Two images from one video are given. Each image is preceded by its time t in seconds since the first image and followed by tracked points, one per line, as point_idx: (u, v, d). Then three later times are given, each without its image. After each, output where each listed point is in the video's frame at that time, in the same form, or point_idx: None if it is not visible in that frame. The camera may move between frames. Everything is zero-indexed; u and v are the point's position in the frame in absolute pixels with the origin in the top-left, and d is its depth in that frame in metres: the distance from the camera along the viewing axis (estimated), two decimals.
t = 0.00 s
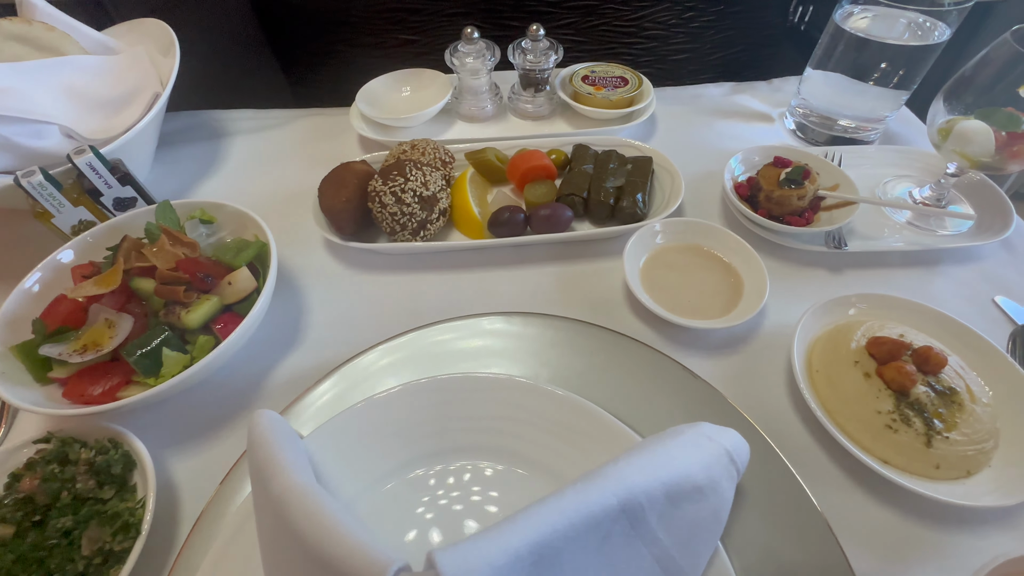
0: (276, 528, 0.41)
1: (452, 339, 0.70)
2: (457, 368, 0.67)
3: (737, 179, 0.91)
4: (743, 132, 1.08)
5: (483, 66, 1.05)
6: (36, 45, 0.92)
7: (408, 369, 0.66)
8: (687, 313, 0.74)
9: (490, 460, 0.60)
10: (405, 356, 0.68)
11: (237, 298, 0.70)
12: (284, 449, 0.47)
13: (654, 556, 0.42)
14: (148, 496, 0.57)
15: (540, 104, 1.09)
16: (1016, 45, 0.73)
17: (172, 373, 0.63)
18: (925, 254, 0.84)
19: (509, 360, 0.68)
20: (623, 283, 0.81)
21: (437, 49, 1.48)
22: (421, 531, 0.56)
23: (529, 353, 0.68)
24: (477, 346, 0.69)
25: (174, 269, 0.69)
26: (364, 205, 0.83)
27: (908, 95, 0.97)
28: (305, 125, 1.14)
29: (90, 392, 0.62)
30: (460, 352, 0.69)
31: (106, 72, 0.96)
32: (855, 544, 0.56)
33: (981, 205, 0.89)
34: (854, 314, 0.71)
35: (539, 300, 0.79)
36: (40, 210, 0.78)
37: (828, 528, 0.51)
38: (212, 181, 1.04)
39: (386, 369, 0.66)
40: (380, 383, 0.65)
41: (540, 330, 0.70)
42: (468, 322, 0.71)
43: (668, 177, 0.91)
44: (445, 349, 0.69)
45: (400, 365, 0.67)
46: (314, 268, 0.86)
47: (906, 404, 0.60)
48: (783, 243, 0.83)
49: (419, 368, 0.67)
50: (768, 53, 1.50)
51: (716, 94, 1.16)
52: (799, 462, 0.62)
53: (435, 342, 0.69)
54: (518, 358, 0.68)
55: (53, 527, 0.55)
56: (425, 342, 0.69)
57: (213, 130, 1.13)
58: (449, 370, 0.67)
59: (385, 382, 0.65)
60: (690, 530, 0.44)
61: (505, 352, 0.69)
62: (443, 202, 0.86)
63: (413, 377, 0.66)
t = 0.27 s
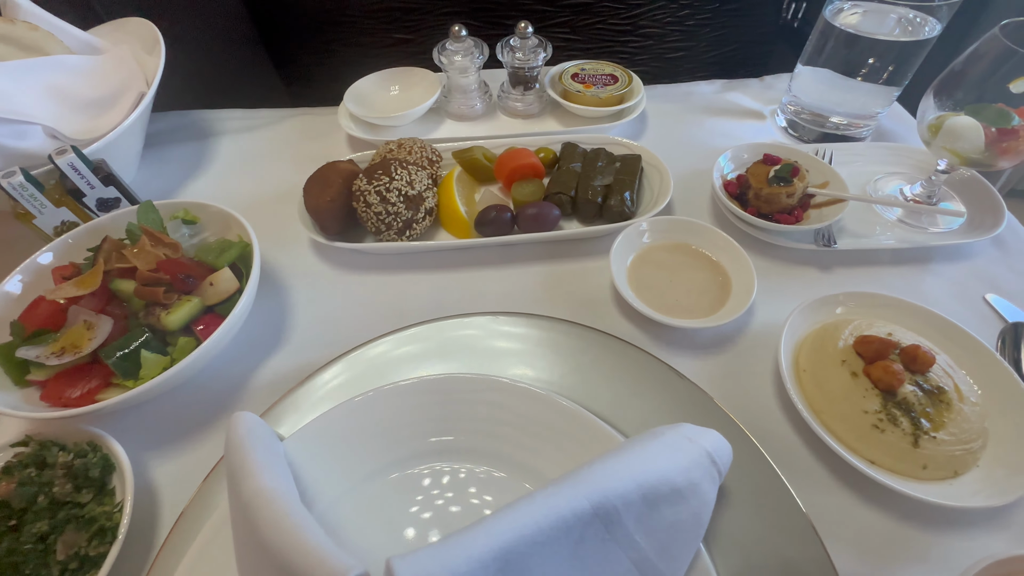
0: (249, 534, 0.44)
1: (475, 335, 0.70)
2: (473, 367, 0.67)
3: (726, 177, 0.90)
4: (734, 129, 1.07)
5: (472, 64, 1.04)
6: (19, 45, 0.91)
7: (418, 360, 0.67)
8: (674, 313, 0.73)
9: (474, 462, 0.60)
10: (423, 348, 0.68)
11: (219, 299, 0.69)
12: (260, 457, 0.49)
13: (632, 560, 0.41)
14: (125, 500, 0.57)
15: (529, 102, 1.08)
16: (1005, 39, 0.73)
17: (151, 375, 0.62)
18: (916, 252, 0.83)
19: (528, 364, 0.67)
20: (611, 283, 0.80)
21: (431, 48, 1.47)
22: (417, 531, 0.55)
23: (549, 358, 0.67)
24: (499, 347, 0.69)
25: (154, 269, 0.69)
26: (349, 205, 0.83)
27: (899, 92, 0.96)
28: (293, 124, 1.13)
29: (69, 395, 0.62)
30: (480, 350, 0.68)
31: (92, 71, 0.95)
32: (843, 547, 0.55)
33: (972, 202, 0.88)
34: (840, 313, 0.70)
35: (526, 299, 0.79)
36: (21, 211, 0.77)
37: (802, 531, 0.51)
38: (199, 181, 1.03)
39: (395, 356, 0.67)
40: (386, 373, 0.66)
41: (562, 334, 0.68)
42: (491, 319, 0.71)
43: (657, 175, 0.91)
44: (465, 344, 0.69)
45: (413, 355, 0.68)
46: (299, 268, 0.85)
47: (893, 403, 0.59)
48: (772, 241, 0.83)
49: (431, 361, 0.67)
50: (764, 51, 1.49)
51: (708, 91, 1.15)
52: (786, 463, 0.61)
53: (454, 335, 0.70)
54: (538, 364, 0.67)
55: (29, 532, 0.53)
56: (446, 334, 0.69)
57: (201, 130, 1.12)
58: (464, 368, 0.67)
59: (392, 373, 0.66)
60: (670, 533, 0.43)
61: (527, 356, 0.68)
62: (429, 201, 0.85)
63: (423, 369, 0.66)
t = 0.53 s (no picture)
0: (218, 536, 0.44)
1: (488, 337, 0.69)
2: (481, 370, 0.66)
3: (713, 176, 0.90)
4: (724, 128, 1.06)
5: (460, 63, 1.04)
6: (4, 46, 0.91)
7: (424, 357, 0.68)
8: (658, 313, 0.73)
9: (455, 462, 0.59)
10: (432, 346, 0.69)
11: (202, 301, 0.69)
12: (235, 458, 0.49)
13: (606, 560, 0.41)
14: (104, 502, 0.57)
15: (518, 102, 1.08)
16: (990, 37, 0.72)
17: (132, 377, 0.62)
18: (904, 250, 0.83)
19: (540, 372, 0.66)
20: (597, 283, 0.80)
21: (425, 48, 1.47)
22: (397, 532, 0.55)
23: (560, 365, 0.66)
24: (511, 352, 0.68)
25: (136, 271, 0.69)
26: (334, 205, 0.83)
27: (887, 90, 0.96)
28: (282, 125, 1.13)
29: (48, 398, 0.61)
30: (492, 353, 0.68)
31: (78, 72, 0.94)
32: (825, 547, 0.55)
33: (960, 200, 0.88)
34: (825, 313, 0.70)
35: (511, 300, 0.78)
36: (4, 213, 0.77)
37: (782, 533, 0.51)
38: (187, 182, 1.03)
39: (402, 351, 0.68)
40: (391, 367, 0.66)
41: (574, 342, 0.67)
42: (505, 322, 0.70)
43: (644, 175, 0.90)
44: (477, 345, 0.69)
45: (420, 352, 0.68)
46: (285, 269, 0.85)
47: (876, 403, 0.59)
48: (759, 240, 0.82)
49: (438, 359, 0.67)
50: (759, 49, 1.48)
51: (698, 89, 1.14)
52: (769, 463, 0.61)
53: (466, 335, 0.70)
54: (551, 373, 0.65)
55: (7, 536, 0.52)
56: (459, 333, 0.69)
57: (189, 131, 1.12)
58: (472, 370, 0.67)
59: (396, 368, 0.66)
60: (646, 535, 0.42)
61: (541, 364, 0.66)
62: (415, 202, 0.85)
63: (428, 367, 0.67)
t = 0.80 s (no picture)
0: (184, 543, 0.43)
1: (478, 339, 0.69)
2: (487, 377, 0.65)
3: (701, 175, 0.89)
4: (714, 126, 1.06)
5: (447, 62, 1.04)
6: None
7: (436, 355, 0.68)
8: (644, 313, 0.72)
9: (436, 465, 0.59)
10: (445, 347, 0.68)
11: (182, 302, 0.68)
12: (208, 464, 0.48)
13: (579, 564, 0.40)
14: (81, 507, 0.56)
15: (507, 101, 1.08)
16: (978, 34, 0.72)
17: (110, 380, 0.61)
18: (892, 248, 0.82)
19: (545, 385, 0.64)
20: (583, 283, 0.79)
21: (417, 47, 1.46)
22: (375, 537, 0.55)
23: (565, 377, 0.64)
24: (518, 360, 0.66)
25: (116, 273, 0.68)
26: (318, 206, 0.82)
27: (876, 87, 0.96)
28: (270, 125, 1.12)
29: (26, 402, 0.61)
30: (501, 359, 0.67)
31: (62, 73, 0.94)
32: (808, 549, 0.54)
33: (949, 198, 0.88)
34: (810, 312, 0.69)
35: (497, 300, 0.78)
36: None
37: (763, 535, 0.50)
38: (173, 183, 1.02)
39: (416, 347, 0.68)
40: (403, 364, 0.67)
41: (580, 353, 0.65)
42: (514, 326, 0.69)
43: (632, 173, 0.90)
44: (489, 350, 0.68)
45: (432, 350, 0.68)
46: (270, 270, 0.84)
47: (861, 403, 0.59)
48: (746, 239, 0.82)
49: (448, 360, 0.67)
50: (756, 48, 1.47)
51: (688, 88, 1.14)
52: (753, 464, 0.60)
53: (480, 339, 0.69)
54: (557, 386, 0.63)
55: None
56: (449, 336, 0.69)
57: (176, 132, 1.11)
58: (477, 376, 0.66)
59: (407, 365, 0.66)
60: (620, 540, 0.42)
61: (547, 377, 0.64)
62: (400, 202, 0.84)
63: (437, 367, 0.67)
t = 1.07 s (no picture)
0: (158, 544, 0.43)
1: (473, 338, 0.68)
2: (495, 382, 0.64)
3: (692, 172, 0.89)
4: (706, 123, 1.05)
5: (437, 59, 1.03)
6: None
7: (449, 354, 0.67)
8: (634, 310, 0.72)
9: (423, 464, 0.58)
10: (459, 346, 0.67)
11: (167, 302, 0.68)
12: (188, 464, 0.47)
13: (563, 565, 0.40)
14: (63, 509, 0.55)
15: (498, 98, 1.07)
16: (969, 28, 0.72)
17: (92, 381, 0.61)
18: (885, 244, 0.81)
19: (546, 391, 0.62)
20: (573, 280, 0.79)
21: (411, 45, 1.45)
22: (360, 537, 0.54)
23: (569, 383, 0.62)
24: (518, 360, 0.65)
25: (100, 272, 0.67)
26: (306, 204, 0.81)
27: (868, 82, 0.95)
28: (260, 123, 1.12)
29: (8, 403, 0.60)
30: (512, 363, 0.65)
31: (48, 71, 0.93)
32: (796, 546, 0.54)
33: (941, 193, 0.87)
34: (800, 309, 0.69)
35: (486, 298, 0.77)
36: None
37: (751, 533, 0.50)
38: (161, 182, 1.01)
39: (431, 343, 0.67)
40: (418, 361, 0.66)
41: (582, 358, 0.64)
42: (522, 328, 0.68)
43: (623, 170, 0.89)
44: (500, 352, 0.66)
45: (446, 348, 0.67)
46: (258, 269, 0.83)
47: (851, 400, 0.58)
48: (737, 236, 0.81)
49: (460, 359, 0.66)
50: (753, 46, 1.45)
51: (681, 84, 1.13)
52: (742, 463, 0.59)
53: (492, 341, 0.67)
54: (561, 394, 0.62)
55: None
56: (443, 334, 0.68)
57: (166, 130, 1.11)
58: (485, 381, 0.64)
59: (421, 361, 0.66)
60: (604, 540, 0.41)
61: (552, 385, 0.63)
62: (388, 200, 0.84)
63: (449, 365, 0.66)
